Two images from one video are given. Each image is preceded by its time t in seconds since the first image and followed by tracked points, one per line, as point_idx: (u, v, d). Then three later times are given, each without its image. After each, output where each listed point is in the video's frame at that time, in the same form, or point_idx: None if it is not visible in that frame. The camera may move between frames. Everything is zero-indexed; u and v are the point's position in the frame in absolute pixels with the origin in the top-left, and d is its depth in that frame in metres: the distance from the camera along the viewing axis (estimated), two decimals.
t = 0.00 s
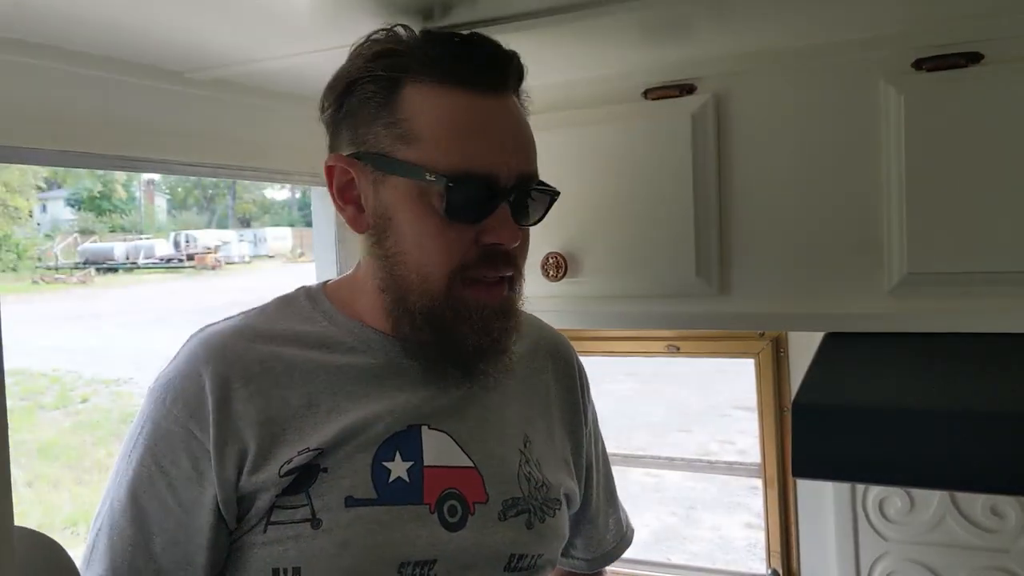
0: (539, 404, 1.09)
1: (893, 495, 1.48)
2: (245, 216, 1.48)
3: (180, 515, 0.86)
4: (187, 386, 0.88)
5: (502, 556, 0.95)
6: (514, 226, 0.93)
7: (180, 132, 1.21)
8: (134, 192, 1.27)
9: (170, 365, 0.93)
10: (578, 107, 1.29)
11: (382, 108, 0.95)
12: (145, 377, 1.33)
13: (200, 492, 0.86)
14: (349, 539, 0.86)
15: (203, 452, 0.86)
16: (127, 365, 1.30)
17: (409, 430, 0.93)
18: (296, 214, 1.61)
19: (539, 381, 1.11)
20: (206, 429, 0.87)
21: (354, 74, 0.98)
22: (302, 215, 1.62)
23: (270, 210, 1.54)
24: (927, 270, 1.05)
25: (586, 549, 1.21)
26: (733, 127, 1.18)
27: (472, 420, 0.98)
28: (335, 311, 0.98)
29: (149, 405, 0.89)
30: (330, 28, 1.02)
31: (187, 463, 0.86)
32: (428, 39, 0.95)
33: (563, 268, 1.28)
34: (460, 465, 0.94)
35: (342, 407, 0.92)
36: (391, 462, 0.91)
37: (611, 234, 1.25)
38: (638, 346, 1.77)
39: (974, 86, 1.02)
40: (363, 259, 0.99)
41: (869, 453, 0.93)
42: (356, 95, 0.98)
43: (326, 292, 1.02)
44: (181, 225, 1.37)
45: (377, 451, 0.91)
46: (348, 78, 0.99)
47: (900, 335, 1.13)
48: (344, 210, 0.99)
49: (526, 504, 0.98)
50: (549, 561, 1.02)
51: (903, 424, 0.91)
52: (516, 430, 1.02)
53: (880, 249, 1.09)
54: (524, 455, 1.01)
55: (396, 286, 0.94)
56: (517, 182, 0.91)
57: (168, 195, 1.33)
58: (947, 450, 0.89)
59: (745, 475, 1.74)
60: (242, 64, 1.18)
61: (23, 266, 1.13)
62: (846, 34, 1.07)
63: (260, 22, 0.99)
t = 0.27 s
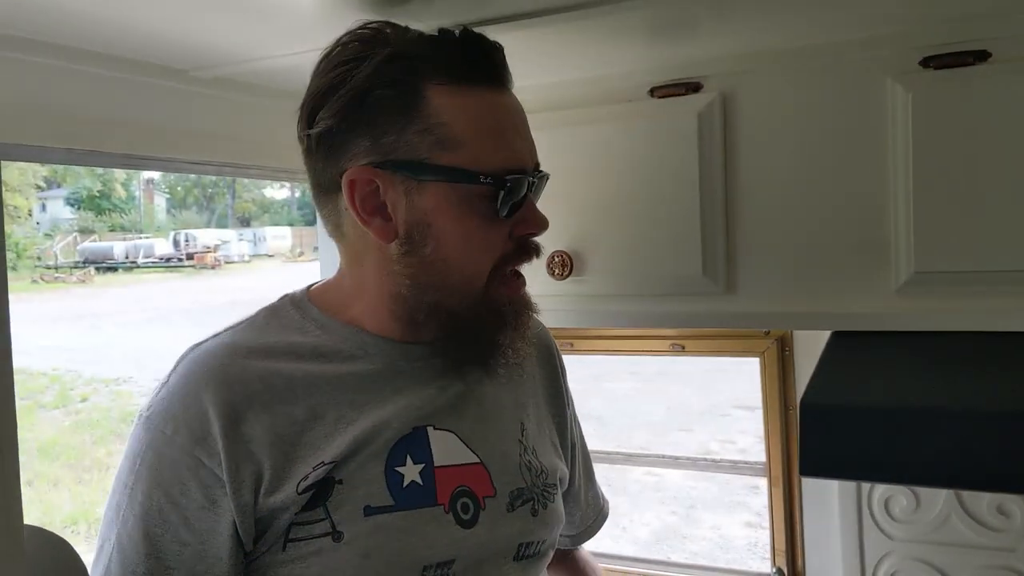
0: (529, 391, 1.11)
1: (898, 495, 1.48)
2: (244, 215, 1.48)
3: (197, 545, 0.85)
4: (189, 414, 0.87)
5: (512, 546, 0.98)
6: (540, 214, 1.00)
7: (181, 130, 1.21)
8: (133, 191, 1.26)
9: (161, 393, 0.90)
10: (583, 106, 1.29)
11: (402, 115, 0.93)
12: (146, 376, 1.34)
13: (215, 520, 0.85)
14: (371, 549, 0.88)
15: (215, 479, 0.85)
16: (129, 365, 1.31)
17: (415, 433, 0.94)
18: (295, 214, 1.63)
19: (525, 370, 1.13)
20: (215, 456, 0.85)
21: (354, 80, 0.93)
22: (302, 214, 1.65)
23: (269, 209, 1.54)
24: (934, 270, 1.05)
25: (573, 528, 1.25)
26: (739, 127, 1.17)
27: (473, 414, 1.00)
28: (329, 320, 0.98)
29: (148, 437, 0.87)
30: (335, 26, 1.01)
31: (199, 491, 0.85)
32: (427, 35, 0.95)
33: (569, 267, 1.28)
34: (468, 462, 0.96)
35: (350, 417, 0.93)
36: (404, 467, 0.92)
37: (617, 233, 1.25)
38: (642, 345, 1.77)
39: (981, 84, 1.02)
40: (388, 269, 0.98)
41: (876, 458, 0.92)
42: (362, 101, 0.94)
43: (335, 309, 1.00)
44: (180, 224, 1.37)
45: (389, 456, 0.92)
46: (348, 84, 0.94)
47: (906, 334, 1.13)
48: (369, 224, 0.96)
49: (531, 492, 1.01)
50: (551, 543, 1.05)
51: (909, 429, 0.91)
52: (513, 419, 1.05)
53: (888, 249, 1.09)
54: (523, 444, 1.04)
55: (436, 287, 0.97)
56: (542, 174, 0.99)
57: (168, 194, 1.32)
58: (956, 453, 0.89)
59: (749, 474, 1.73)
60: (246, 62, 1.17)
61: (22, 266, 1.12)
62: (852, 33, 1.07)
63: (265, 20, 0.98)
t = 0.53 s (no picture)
0: (528, 393, 1.14)
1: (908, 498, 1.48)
2: (244, 215, 1.48)
3: (229, 562, 0.81)
4: (213, 426, 0.83)
5: (525, 546, 1.01)
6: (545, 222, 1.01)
7: (172, 134, 1.23)
8: (133, 192, 1.26)
9: (174, 406, 0.86)
10: (594, 110, 1.29)
11: (412, 122, 0.93)
12: (146, 376, 1.35)
13: (247, 534, 0.82)
14: (401, 558, 0.89)
15: (245, 492, 0.82)
16: (130, 364, 1.32)
17: (433, 439, 0.96)
18: (295, 214, 1.63)
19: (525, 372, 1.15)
20: (244, 468, 0.83)
21: (363, 86, 0.93)
22: (303, 215, 1.65)
23: (269, 209, 1.54)
24: (947, 274, 1.05)
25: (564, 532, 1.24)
26: (750, 130, 1.18)
27: (482, 417, 1.02)
28: (341, 329, 0.97)
29: (167, 451, 0.82)
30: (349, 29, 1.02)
31: (229, 505, 0.81)
32: (434, 42, 0.96)
33: (581, 271, 1.29)
34: (481, 465, 0.99)
35: (368, 425, 0.93)
36: (425, 474, 0.93)
37: (626, 238, 1.26)
38: (651, 349, 1.77)
39: (996, 89, 1.01)
40: (395, 276, 0.98)
41: (895, 463, 0.92)
42: (371, 108, 0.94)
43: (342, 314, 0.99)
44: (180, 224, 1.37)
45: (410, 464, 0.93)
46: (356, 90, 0.94)
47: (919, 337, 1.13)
48: (375, 230, 0.96)
49: (539, 491, 1.04)
50: (557, 541, 1.08)
51: (925, 434, 0.91)
52: (518, 420, 1.08)
53: (902, 254, 1.09)
54: (528, 445, 1.07)
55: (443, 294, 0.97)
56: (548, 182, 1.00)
57: (168, 194, 1.32)
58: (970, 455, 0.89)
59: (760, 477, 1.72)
60: (259, 61, 1.18)
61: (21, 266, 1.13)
62: (866, 37, 1.07)
63: (280, 22, 0.98)
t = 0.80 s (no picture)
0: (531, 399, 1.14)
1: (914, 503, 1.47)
2: (240, 215, 1.46)
3: (233, 568, 0.80)
4: (217, 430, 0.83)
5: (526, 552, 1.00)
6: (550, 228, 1.01)
7: (156, 136, 1.22)
8: (129, 191, 1.22)
9: (179, 410, 0.86)
10: (600, 114, 1.29)
11: (420, 126, 0.92)
12: (143, 376, 1.33)
13: (252, 540, 0.81)
14: (405, 565, 0.88)
15: (249, 496, 0.82)
16: (126, 363, 1.29)
17: (435, 445, 0.95)
18: (292, 215, 1.60)
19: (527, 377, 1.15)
20: (249, 473, 0.82)
21: (371, 89, 0.92)
22: (298, 215, 1.62)
23: (264, 209, 1.51)
24: (954, 279, 1.05)
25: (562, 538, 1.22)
26: (756, 134, 1.17)
27: (485, 423, 1.02)
28: (344, 333, 0.97)
29: (172, 455, 0.82)
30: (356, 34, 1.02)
31: (233, 510, 0.80)
32: (445, 47, 0.95)
33: (586, 276, 1.29)
34: (483, 471, 0.98)
35: (372, 431, 0.92)
36: (428, 480, 0.92)
37: (630, 242, 1.26)
38: (653, 352, 1.77)
39: (1002, 93, 1.01)
40: (401, 282, 0.97)
41: (903, 466, 0.91)
42: (379, 111, 0.93)
43: (348, 319, 0.99)
44: (176, 224, 1.32)
45: (413, 470, 0.92)
46: (365, 93, 0.93)
47: (927, 342, 1.12)
48: (382, 235, 0.95)
49: (541, 498, 1.04)
50: (557, 548, 1.08)
51: (932, 438, 0.90)
52: (519, 426, 1.07)
53: (907, 258, 1.09)
54: (530, 451, 1.07)
55: (450, 301, 0.96)
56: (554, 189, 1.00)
57: (163, 194, 1.28)
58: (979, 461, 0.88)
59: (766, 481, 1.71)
60: (263, 65, 1.17)
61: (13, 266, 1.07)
62: (871, 41, 1.07)
63: (287, 27, 0.98)
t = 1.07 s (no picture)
0: (528, 402, 1.12)
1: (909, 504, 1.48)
2: (230, 215, 1.44)
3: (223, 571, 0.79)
4: (209, 432, 0.82)
5: (519, 557, 0.99)
6: (550, 234, 1.01)
7: (159, 139, 1.21)
8: (119, 192, 1.21)
9: (171, 412, 0.85)
10: (598, 116, 1.28)
11: (423, 130, 0.92)
12: (133, 376, 1.33)
13: (242, 543, 0.80)
14: (396, 568, 0.87)
15: (240, 499, 0.81)
16: (116, 364, 1.30)
17: (429, 448, 0.94)
18: (283, 215, 1.58)
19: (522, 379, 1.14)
20: (240, 475, 0.81)
21: (374, 92, 0.91)
22: (289, 214, 1.59)
23: (254, 209, 1.49)
24: (950, 281, 1.05)
25: (568, 542, 1.23)
26: (753, 136, 1.17)
27: (479, 426, 1.01)
28: (341, 335, 0.96)
29: (163, 456, 0.80)
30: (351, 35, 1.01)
31: (224, 513, 0.79)
32: (450, 50, 0.94)
33: (582, 277, 1.28)
34: (477, 474, 0.97)
35: (366, 434, 0.91)
36: (420, 483, 0.91)
37: (626, 244, 1.25)
38: (647, 352, 1.76)
39: (999, 95, 1.01)
40: (401, 286, 0.96)
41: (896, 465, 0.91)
42: (382, 114, 0.92)
43: (344, 322, 0.98)
44: (166, 224, 1.32)
45: (405, 474, 0.91)
46: (368, 95, 0.92)
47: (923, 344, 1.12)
48: (383, 238, 0.94)
49: (535, 502, 1.03)
50: (552, 552, 1.07)
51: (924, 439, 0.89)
52: (514, 429, 1.06)
53: (904, 259, 1.09)
54: (525, 455, 1.06)
55: (450, 305, 0.96)
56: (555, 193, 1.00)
57: (153, 194, 1.27)
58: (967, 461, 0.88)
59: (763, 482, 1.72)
60: (257, 66, 1.16)
61: None
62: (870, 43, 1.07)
63: (281, 27, 0.97)
